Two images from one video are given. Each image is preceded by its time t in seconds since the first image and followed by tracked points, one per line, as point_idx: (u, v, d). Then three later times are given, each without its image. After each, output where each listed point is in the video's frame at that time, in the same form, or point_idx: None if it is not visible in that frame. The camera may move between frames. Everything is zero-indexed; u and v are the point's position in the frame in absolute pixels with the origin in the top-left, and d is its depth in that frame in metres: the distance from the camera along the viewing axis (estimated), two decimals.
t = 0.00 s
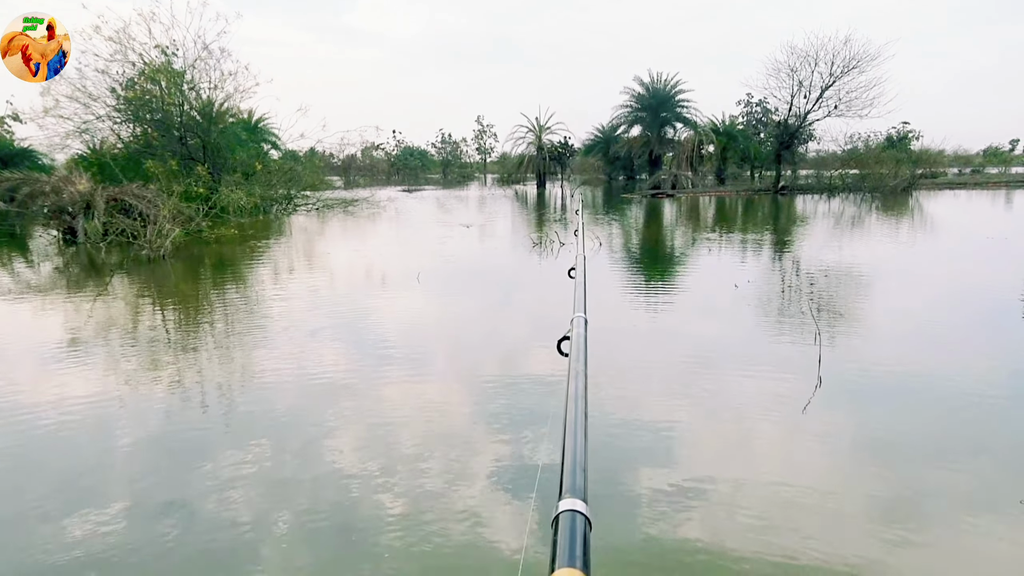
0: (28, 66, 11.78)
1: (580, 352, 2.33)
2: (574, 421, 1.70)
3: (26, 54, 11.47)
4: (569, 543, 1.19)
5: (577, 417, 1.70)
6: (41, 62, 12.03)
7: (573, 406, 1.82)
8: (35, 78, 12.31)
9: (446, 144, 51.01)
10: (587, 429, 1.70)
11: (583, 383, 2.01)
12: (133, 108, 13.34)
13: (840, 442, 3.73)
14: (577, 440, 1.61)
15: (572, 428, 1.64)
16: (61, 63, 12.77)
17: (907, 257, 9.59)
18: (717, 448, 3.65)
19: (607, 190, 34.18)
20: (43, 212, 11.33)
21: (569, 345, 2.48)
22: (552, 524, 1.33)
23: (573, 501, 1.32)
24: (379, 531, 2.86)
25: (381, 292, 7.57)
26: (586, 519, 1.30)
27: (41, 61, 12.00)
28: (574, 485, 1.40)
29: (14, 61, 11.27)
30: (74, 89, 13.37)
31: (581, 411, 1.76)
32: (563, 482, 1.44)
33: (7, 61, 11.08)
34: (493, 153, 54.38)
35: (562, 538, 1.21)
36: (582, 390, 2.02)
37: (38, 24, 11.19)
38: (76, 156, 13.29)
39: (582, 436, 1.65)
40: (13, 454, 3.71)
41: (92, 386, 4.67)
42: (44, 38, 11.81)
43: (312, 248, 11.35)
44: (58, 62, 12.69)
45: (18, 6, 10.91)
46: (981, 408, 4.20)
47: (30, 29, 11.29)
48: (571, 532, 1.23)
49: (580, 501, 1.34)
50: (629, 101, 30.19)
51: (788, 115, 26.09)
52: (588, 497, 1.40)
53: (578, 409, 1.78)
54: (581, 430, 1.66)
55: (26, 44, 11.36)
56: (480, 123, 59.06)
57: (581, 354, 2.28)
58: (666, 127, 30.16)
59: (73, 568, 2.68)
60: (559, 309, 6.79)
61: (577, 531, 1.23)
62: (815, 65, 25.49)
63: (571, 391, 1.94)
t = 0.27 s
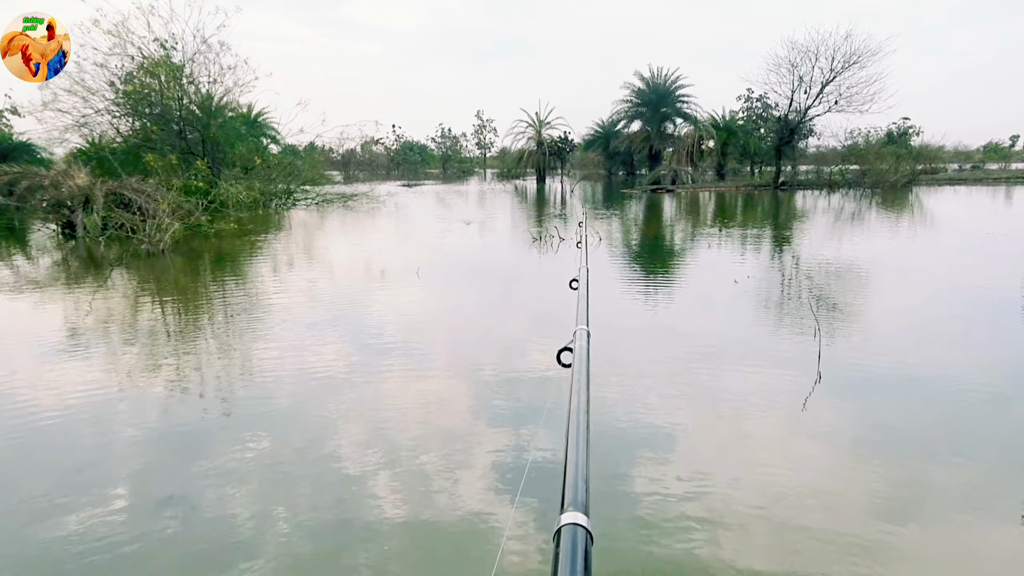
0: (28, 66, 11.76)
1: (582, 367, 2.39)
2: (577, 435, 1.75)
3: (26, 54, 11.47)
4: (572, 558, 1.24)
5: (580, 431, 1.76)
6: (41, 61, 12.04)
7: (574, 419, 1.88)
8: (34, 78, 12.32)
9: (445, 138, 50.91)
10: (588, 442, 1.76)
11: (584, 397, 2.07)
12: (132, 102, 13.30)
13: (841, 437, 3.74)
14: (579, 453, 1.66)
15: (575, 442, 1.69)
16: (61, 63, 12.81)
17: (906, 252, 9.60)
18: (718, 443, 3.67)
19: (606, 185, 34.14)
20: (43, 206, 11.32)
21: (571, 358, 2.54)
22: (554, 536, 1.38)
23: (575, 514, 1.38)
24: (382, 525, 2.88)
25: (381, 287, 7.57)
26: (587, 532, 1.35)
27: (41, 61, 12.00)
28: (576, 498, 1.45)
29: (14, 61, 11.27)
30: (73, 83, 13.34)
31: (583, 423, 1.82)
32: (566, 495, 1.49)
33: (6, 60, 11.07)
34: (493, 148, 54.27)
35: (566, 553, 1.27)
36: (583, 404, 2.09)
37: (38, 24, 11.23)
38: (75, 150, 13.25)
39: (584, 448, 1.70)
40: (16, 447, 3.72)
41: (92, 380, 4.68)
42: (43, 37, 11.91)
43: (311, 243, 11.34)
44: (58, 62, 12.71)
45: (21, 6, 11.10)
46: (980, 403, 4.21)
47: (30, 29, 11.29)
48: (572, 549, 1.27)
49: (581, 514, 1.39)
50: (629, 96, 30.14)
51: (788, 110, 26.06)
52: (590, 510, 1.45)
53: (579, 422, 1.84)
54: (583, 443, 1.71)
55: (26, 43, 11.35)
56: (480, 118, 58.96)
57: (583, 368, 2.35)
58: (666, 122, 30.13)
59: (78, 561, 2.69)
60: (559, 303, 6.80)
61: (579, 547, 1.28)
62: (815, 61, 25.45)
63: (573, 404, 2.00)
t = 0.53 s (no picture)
0: (28, 66, 11.77)
1: (575, 374, 2.42)
2: (569, 443, 1.78)
3: (25, 54, 11.45)
4: (564, 559, 1.26)
5: (571, 441, 1.79)
6: (41, 61, 12.04)
7: (567, 426, 1.91)
8: (34, 78, 12.33)
9: (444, 134, 50.83)
10: (581, 451, 1.78)
11: (577, 405, 2.09)
12: (131, 98, 13.28)
13: (838, 433, 3.75)
14: (571, 461, 1.68)
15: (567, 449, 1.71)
16: (61, 64, 12.82)
17: (905, 249, 9.61)
18: (716, 439, 3.68)
19: (605, 181, 34.12)
20: (42, 202, 11.31)
21: (563, 367, 2.56)
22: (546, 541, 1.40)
23: (567, 518, 1.40)
24: (381, 521, 2.89)
25: (380, 283, 7.58)
26: (579, 536, 1.37)
27: (41, 61, 12.01)
28: (568, 504, 1.47)
29: (14, 61, 11.24)
30: (71, 79, 13.32)
31: (575, 432, 1.85)
32: (558, 501, 1.51)
33: (7, 60, 11.05)
34: (492, 144, 54.21)
35: (557, 555, 1.29)
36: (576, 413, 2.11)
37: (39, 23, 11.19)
38: (73, 146, 13.22)
39: (576, 457, 1.73)
40: (15, 442, 3.74)
41: (92, 376, 4.69)
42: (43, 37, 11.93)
43: (309, 239, 11.34)
44: (58, 63, 12.70)
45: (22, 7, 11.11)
46: (977, 399, 4.23)
47: (29, 29, 11.29)
48: (565, 551, 1.29)
49: (572, 519, 1.41)
50: (628, 92, 30.11)
51: (788, 107, 26.04)
52: (582, 516, 1.46)
53: (571, 431, 1.86)
54: (575, 451, 1.73)
55: (26, 44, 11.34)
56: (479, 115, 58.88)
57: (575, 376, 2.38)
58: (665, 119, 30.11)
59: (77, 557, 2.70)
60: (557, 299, 6.82)
61: (570, 550, 1.30)
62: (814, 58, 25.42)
63: (565, 412, 2.03)
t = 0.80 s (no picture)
0: (28, 65, 11.79)
1: (568, 368, 2.44)
2: (561, 436, 1.79)
3: (25, 53, 11.46)
4: (555, 550, 1.27)
5: (563, 433, 1.80)
6: (41, 61, 12.06)
7: (559, 418, 1.93)
8: (34, 78, 12.31)
9: (443, 131, 50.76)
10: (573, 445, 1.79)
11: (568, 398, 2.10)
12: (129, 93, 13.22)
13: (836, 430, 3.76)
14: (562, 454, 1.69)
15: (558, 442, 1.72)
16: (61, 64, 12.77)
17: (904, 247, 9.62)
18: (713, 436, 3.68)
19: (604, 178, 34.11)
20: (40, 198, 11.30)
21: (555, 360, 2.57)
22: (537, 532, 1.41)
23: (558, 510, 1.40)
24: (378, 518, 2.89)
25: (378, 279, 7.58)
26: (571, 527, 1.38)
27: (41, 61, 12.04)
28: (559, 495, 1.48)
29: (14, 61, 11.18)
30: (70, 75, 13.28)
31: (567, 425, 1.85)
32: (549, 493, 1.52)
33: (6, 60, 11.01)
34: (491, 141, 54.15)
35: (549, 546, 1.29)
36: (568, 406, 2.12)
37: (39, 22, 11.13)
38: (71, 142, 13.13)
39: (567, 450, 1.74)
40: (13, 438, 3.74)
41: (90, 372, 4.69)
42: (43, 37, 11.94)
43: (308, 235, 11.32)
44: (58, 62, 12.68)
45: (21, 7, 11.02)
46: (975, 397, 4.24)
47: (30, 29, 11.29)
48: (556, 542, 1.30)
49: (563, 510, 1.41)
50: (628, 89, 30.09)
51: (787, 104, 26.03)
52: (573, 507, 1.48)
53: (563, 424, 1.87)
54: (567, 444, 1.74)
55: (26, 43, 11.35)
56: (478, 112, 58.80)
57: (567, 370, 2.39)
58: (665, 116, 30.09)
59: (74, 553, 2.70)
60: (556, 296, 6.82)
61: (561, 541, 1.31)
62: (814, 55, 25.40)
63: (557, 404, 2.04)
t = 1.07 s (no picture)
0: (28, 66, 11.86)
1: (568, 374, 2.44)
2: (559, 442, 1.79)
3: (26, 54, 11.51)
4: (552, 560, 1.26)
5: (562, 440, 1.80)
6: (41, 62, 12.08)
7: (558, 425, 1.92)
8: (34, 78, 12.31)
9: (442, 128, 50.74)
10: (571, 451, 1.79)
11: (568, 404, 2.10)
12: (126, 89, 13.19)
13: (834, 429, 3.75)
14: (561, 460, 1.69)
15: (557, 449, 1.72)
16: (60, 66, 12.80)
17: (902, 244, 9.62)
18: (711, 434, 3.67)
19: (603, 176, 34.11)
20: (37, 194, 11.27)
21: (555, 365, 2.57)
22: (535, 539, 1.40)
23: (556, 518, 1.40)
24: (374, 517, 2.87)
25: (376, 277, 7.56)
26: (567, 536, 1.37)
27: (41, 61, 12.08)
28: (557, 502, 1.48)
29: (14, 61, 11.30)
30: (67, 72, 13.25)
31: (566, 431, 1.85)
32: (547, 500, 1.52)
33: (7, 61, 11.10)
34: (490, 138, 54.11)
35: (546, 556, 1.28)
36: (568, 412, 2.12)
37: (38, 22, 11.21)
38: (68, 138, 13.12)
39: (566, 457, 1.74)
40: (8, 436, 3.73)
41: (86, 369, 4.68)
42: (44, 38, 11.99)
43: (306, 232, 11.32)
44: (58, 63, 12.66)
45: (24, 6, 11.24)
46: (974, 395, 4.23)
47: (30, 29, 11.31)
48: (554, 551, 1.29)
49: (561, 518, 1.41)
50: (626, 87, 30.09)
51: (785, 102, 26.02)
52: (571, 515, 1.47)
53: (562, 430, 1.87)
54: (565, 451, 1.74)
55: (26, 44, 11.37)
56: (476, 109, 58.77)
57: (567, 375, 2.39)
58: (663, 113, 30.09)
59: (68, 553, 2.68)
60: (554, 294, 6.81)
61: (558, 552, 1.30)
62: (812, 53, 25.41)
63: (556, 411, 2.04)
